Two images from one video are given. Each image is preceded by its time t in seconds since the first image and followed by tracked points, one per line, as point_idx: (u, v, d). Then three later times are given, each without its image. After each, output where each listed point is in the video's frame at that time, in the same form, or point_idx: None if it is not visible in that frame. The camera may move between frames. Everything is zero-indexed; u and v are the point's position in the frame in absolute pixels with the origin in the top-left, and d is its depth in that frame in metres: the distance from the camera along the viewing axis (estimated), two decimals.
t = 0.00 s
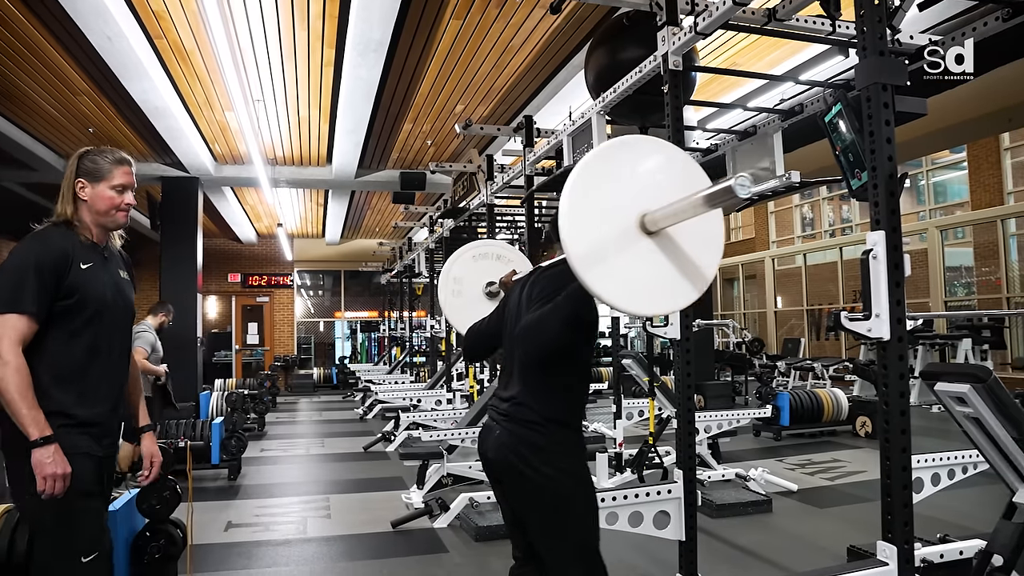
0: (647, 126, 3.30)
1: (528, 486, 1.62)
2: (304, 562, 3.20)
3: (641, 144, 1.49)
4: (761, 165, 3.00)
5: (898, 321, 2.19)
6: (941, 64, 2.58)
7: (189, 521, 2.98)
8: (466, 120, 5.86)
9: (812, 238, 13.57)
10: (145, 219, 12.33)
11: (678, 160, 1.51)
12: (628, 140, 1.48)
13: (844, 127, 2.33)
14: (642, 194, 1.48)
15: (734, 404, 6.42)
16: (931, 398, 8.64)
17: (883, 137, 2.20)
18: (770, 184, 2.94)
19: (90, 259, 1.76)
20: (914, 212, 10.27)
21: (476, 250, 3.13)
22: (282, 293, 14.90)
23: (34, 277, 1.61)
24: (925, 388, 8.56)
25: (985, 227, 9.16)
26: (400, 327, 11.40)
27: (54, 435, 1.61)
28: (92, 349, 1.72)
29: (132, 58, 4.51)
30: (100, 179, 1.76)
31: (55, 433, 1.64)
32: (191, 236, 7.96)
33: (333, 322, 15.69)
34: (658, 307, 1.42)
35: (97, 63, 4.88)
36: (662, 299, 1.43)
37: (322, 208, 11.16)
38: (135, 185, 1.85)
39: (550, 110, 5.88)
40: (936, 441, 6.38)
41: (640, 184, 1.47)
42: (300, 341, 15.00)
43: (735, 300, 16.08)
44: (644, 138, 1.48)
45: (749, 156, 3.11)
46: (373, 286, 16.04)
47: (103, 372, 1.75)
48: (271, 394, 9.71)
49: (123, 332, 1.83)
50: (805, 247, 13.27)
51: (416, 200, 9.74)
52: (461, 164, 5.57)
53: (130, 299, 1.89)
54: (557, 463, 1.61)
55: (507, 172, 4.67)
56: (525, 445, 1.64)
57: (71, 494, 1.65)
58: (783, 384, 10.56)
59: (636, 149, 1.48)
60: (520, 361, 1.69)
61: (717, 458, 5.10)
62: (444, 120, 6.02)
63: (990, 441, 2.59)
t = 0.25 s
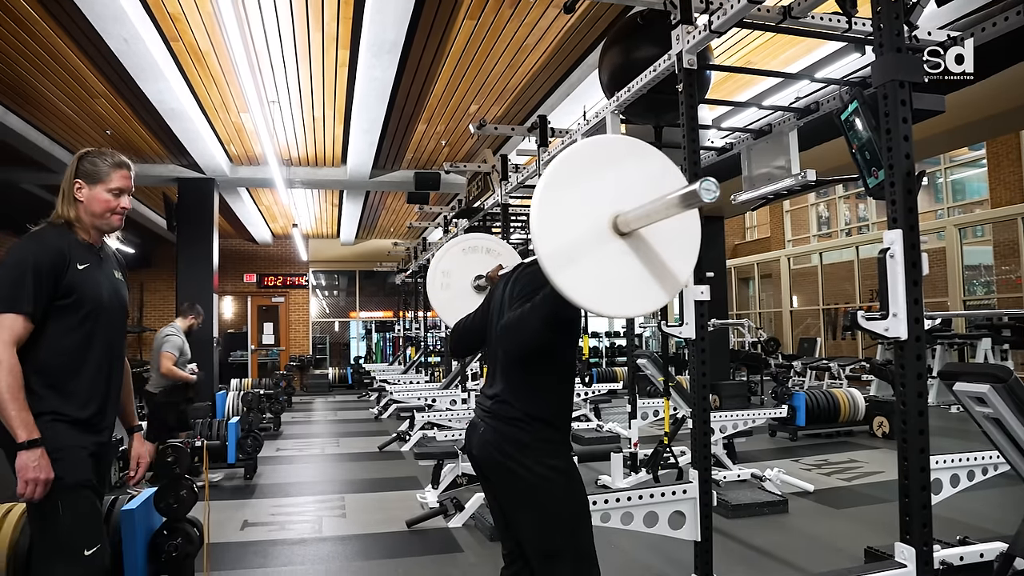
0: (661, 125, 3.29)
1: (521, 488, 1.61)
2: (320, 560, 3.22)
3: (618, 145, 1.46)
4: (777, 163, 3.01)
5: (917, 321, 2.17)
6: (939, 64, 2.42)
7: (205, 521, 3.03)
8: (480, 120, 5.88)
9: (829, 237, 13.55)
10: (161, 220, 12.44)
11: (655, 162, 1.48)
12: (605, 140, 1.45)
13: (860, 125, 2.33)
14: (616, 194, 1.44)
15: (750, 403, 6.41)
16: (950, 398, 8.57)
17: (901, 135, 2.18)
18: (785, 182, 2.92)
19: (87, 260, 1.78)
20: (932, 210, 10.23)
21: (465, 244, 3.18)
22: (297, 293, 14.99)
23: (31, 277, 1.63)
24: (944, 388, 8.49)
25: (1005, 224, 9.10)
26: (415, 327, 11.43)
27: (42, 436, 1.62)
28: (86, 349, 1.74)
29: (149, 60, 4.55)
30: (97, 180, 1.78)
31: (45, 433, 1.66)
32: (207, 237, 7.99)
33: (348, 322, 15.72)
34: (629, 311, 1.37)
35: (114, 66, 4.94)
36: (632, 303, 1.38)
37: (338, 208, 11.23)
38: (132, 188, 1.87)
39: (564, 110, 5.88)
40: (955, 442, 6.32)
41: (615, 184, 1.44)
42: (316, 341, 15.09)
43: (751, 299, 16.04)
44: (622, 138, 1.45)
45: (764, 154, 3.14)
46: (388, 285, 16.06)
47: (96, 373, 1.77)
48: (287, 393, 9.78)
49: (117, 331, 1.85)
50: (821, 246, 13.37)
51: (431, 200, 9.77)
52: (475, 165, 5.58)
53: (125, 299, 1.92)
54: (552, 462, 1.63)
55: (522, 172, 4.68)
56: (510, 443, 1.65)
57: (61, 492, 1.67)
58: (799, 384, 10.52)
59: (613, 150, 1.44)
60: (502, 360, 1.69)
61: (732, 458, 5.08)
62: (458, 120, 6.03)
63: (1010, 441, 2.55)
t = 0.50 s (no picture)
0: (676, 124, 3.29)
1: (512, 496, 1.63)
2: (337, 559, 3.24)
3: (607, 148, 1.52)
4: (792, 162, 3.02)
5: (935, 320, 2.15)
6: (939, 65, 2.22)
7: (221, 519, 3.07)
8: (495, 120, 5.88)
9: (845, 236, 13.44)
10: (175, 219, 12.50)
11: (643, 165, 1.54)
12: (594, 144, 1.51)
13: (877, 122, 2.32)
14: (598, 196, 1.49)
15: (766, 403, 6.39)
16: (971, 399, 8.47)
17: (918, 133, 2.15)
18: (801, 181, 2.91)
19: (80, 258, 1.80)
20: (952, 209, 10.14)
21: (458, 241, 3.31)
22: (312, 293, 15.07)
23: (29, 277, 1.64)
24: (964, 389, 8.40)
25: None
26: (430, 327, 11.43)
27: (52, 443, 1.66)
28: (84, 349, 1.76)
29: (166, 63, 4.59)
30: (86, 176, 1.79)
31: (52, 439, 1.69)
32: (223, 237, 8.02)
33: (364, 322, 15.70)
34: (612, 311, 1.44)
35: (132, 70, 4.98)
36: (615, 303, 1.44)
37: (352, 209, 11.29)
38: (120, 184, 1.88)
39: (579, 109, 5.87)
40: (976, 443, 6.26)
41: (603, 186, 1.50)
42: (331, 341, 15.15)
43: (767, 298, 15.95)
44: (611, 142, 1.51)
45: (780, 151, 3.12)
46: (403, 285, 15.93)
47: (95, 373, 1.80)
48: (302, 393, 9.84)
49: (112, 331, 1.87)
50: (837, 245, 13.32)
51: (445, 200, 9.78)
52: (490, 164, 5.57)
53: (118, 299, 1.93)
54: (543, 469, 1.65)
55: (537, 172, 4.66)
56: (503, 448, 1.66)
57: (62, 507, 1.69)
58: (816, 384, 10.45)
59: (602, 153, 1.51)
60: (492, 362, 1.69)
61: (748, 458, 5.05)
62: (472, 121, 6.05)
63: None
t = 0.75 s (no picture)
0: (691, 123, 3.28)
1: (496, 505, 1.58)
2: (353, 559, 3.26)
3: (596, 143, 1.47)
4: (809, 160, 2.99)
5: (955, 320, 2.12)
6: (940, 66, 2.16)
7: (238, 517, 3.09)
8: (509, 120, 5.89)
9: (862, 234, 13.36)
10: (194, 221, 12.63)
11: (634, 160, 1.49)
12: (583, 138, 1.46)
13: (895, 120, 2.30)
14: (583, 193, 1.44)
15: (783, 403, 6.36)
16: (992, 399, 8.37)
17: (937, 130, 2.12)
18: (818, 179, 2.89)
19: (67, 254, 1.79)
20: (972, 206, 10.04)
21: (453, 246, 3.73)
22: (328, 293, 15.16)
23: (15, 274, 1.63)
24: (986, 388, 8.30)
25: None
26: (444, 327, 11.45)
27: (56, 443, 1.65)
28: (75, 346, 1.75)
29: (182, 65, 4.63)
30: (73, 168, 1.80)
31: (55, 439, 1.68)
32: (239, 238, 8.07)
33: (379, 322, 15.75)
34: (601, 311, 1.37)
35: (149, 72, 5.03)
36: (604, 304, 1.38)
37: (368, 209, 11.34)
38: (109, 176, 1.89)
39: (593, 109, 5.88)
40: (998, 444, 6.18)
41: (592, 182, 1.45)
42: (347, 341, 15.24)
43: (784, 297, 15.89)
44: (601, 136, 1.46)
45: (796, 151, 3.12)
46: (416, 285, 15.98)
47: (87, 372, 1.79)
48: (318, 393, 9.90)
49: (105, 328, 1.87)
50: (855, 244, 13.26)
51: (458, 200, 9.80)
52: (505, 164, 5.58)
53: (108, 297, 1.94)
54: (514, 480, 1.59)
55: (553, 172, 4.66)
56: (477, 454, 1.62)
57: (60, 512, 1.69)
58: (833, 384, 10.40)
59: (590, 149, 1.46)
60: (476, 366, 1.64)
61: (764, 458, 5.03)
62: (486, 120, 6.06)
63: None
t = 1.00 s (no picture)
0: (705, 121, 3.27)
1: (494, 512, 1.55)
2: (367, 558, 3.27)
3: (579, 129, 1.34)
4: (824, 158, 2.98)
5: (974, 320, 2.10)
6: (940, 66, 2.14)
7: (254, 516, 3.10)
8: (522, 119, 5.90)
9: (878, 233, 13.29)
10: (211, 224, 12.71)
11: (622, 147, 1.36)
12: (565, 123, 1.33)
13: (911, 117, 2.28)
14: (568, 181, 1.30)
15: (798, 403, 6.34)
16: (1012, 399, 8.28)
17: (955, 128, 2.11)
18: (834, 178, 2.87)
19: (65, 255, 1.79)
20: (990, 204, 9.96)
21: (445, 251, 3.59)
22: (342, 293, 15.23)
23: (13, 275, 1.62)
24: (1006, 388, 8.21)
25: None
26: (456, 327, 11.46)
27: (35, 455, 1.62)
28: (70, 349, 1.73)
29: (198, 68, 4.66)
30: (77, 165, 1.80)
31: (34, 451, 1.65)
32: (254, 239, 8.11)
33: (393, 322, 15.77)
34: (584, 307, 1.23)
35: (165, 74, 5.06)
36: (588, 301, 1.24)
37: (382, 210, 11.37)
38: (113, 175, 1.89)
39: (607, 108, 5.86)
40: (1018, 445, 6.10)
41: (574, 169, 1.31)
42: (361, 341, 15.30)
43: (800, 297, 15.83)
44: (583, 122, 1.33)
45: (811, 149, 3.11)
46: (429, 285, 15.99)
47: (81, 375, 1.77)
48: (332, 392, 9.94)
49: (101, 330, 1.86)
50: (870, 242, 13.20)
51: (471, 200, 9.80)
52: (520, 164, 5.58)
53: (105, 298, 1.93)
54: (498, 480, 1.55)
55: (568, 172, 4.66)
56: (461, 456, 1.59)
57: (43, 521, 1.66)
58: (849, 383, 10.35)
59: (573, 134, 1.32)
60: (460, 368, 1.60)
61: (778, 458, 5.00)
62: (500, 120, 6.07)
63: None
